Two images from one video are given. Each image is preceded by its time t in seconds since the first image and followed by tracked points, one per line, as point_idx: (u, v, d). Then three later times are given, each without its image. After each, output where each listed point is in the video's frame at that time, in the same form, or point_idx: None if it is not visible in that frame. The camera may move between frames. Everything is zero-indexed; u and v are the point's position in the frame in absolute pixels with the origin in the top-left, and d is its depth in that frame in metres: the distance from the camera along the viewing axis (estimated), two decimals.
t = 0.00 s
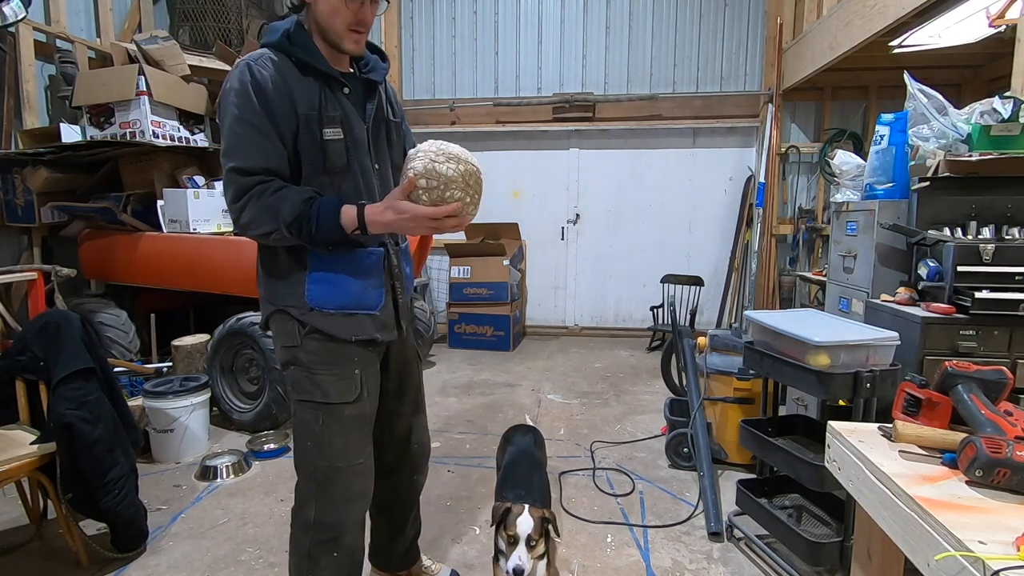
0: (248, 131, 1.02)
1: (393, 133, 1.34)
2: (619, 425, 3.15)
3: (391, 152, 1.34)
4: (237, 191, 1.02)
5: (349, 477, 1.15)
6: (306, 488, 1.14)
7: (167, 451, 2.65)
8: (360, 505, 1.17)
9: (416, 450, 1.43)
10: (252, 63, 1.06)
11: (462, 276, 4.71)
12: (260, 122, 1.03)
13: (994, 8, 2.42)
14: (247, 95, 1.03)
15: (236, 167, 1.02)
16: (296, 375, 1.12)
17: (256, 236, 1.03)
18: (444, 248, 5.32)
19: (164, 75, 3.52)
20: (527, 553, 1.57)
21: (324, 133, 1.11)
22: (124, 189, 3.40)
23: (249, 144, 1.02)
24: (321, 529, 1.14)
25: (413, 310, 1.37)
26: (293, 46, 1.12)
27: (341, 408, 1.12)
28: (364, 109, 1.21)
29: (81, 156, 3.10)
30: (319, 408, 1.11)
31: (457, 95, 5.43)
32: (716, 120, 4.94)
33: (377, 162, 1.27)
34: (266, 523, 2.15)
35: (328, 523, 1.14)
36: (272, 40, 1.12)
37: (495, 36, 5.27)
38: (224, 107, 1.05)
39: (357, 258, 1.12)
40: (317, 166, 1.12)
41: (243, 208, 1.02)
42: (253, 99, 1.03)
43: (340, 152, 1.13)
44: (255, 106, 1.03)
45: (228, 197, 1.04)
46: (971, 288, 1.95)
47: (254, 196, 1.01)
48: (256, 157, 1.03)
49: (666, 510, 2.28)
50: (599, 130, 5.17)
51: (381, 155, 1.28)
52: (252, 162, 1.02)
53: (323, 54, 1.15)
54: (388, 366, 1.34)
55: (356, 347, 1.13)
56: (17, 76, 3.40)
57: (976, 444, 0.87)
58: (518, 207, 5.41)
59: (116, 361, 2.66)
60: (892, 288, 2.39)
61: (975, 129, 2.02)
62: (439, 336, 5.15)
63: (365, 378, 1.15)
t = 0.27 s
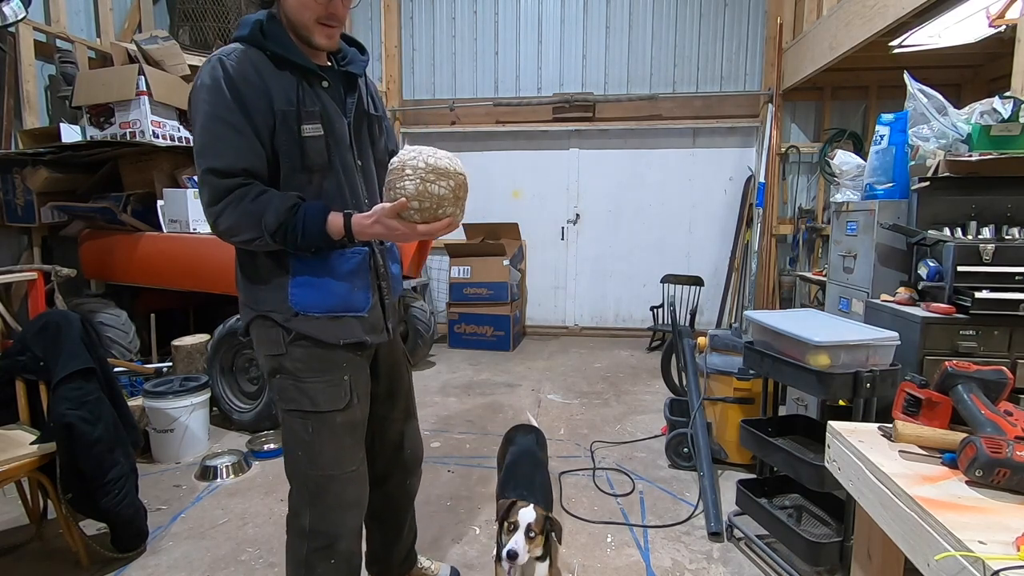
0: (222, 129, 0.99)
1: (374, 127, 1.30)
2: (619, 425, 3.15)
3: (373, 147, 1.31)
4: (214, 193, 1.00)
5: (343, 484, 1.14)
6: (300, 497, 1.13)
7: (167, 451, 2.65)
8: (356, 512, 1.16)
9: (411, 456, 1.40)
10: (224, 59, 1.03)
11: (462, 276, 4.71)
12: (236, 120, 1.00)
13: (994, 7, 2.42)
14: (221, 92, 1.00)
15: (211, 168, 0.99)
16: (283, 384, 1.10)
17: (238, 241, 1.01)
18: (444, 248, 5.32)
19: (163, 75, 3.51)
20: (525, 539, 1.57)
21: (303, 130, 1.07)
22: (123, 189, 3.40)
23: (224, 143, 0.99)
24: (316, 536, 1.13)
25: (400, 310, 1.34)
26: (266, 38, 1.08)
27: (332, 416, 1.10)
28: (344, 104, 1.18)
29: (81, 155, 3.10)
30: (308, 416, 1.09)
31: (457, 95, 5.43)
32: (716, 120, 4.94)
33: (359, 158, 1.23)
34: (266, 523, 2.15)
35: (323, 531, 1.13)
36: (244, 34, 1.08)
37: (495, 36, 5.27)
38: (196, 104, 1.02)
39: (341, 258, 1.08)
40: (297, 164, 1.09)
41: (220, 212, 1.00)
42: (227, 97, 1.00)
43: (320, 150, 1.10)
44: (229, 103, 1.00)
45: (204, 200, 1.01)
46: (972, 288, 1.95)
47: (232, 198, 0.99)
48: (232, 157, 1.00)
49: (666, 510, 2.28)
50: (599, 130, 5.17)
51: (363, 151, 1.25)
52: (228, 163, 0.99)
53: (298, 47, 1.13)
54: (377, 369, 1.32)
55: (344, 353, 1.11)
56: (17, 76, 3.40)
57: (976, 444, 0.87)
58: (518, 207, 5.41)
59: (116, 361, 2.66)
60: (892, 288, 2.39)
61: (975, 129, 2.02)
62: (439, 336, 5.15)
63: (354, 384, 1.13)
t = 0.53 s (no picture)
0: (201, 129, 0.97)
1: (364, 128, 1.28)
2: (619, 425, 3.15)
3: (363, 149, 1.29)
4: (188, 195, 0.98)
5: (342, 489, 1.12)
6: (298, 503, 1.12)
7: (167, 451, 2.65)
8: (356, 517, 1.15)
9: (410, 460, 1.39)
10: (206, 58, 1.02)
11: (462, 276, 4.71)
12: (214, 119, 0.98)
13: (994, 7, 2.42)
14: (200, 91, 0.98)
15: (186, 168, 0.97)
16: (278, 389, 1.09)
17: (212, 244, 0.99)
18: (445, 248, 5.33)
19: (163, 75, 3.51)
20: (524, 514, 1.58)
21: (287, 128, 1.05)
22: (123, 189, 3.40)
23: (201, 142, 0.97)
24: (317, 543, 1.11)
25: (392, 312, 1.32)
26: (249, 38, 1.07)
27: (328, 420, 1.09)
28: (331, 103, 1.16)
29: (81, 156, 3.10)
30: (304, 422, 1.08)
31: (457, 95, 5.43)
32: (716, 120, 4.95)
33: (347, 159, 1.21)
34: (266, 523, 2.15)
35: (323, 537, 1.11)
36: (229, 33, 1.07)
37: (495, 35, 5.27)
38: (177, 104, 1.01)
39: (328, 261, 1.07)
40: (279, 164, 1.07)
41: (194, 214, 0.98)
42: (206, 95, 0.99)
43: (306, 149, 1.08)
44: (208, 102, 0.98)
45: (176, 200, 0.99)
46: (972, 288, 1.95)
47: (206, 199, 0.97)
48: (213, 157, 0.98)
49: (666, 510, 2.28)
50: (599, 130, 5.17)
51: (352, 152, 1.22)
52: (208, 162, 0.98)
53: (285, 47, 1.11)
54: (374, 373, 1.30)
55: (338, 357, 1.09)
56: (17, 76, 3.40)
57: (976, 444, 0.87)
58: (518, 207, 5.41)
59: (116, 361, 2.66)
60: (892, 288, 2.39)
61: (975, 129, 2.02)
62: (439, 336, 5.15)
63: (350, 388, 1.12)
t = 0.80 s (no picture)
0: (185, 128, 0.98)
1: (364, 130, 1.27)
2: (619, 425, 3.15)
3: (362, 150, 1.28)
4: (165, 192, 0.98)
5: (330, 495, 1.12)
6: (289, 507, 1.12)
7: (167, 451, 2.65)
8: (345, 523, 1.15)
9: (409, 465, 1.38)
10: (194, 58, 1.02)
11: (462, 276, 4.70)
12: (195, 117, 0.99)
13: (994, 7, 2.42)
14: (183, 90, 0.99)
15: (165, 166, 0.98)
16: (266, 392, 1.09)
17: (187, 241, 1.00)
18: (445, 248, 5.33)
19: (163, 75, 3.51)
20: (524, 490, 1.52)
21: (272, 130, 1.06)
22: (123, 189, 3.40)
23: (181, 141, 0.98)
24: (307, 548, 1.11)
25: (389, 317, 1.31)
26: (242, 40, 1.07)
27: (313, 425, 1.08)
28: (324, 105, 1.16)
29: (80, 156, 3.10)
30: (290, 426, 1.08)
31: (457, 95, 5.43)
32: (716, 120, 4.95)
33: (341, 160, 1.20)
34: (266, 523, 2.15)
35: (314, 542, 1.11)
36: (222, 34, 1.08)
37: (496, 35, 5.27)
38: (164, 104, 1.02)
39: (314, 263, 1.06)
40: (264, 165, 1.07)
41: (169, 211, 0.98)
42: (190, 94, 0.99)
43: (293, 150, 1.08)
44: (191, 101, 0.99)
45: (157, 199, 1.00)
46: (972, 288, 1.95)
47: (181, 197, 0.97)
48: (195, 157, 0.99)
49: (666, 510, 2.28)
50: (599, 130, 5.17)
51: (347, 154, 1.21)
52: (190, 162, 0.98)
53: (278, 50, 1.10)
54: (369, 377, 1.30)
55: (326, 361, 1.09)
56: (17, 76, 3.40)
57: (976, 444, 0.87)
58: (518, 207, 5.41)
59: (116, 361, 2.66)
60: (892, 288, 2.39)
61: (975, 129, 2.02)
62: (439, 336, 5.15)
63: (338, 393, 1.11)
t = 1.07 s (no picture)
0: (178, 130, 0.98)
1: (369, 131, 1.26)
2: (619, 425, 3.15)
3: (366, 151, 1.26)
4: (161, 195, 0.99)
5: (322, 497, 1.12)
6: (283, 508, 1.12)
7: (167, 451, 2.65)
8: (339, 525, 1.14)
9: (408, 467, 1.37)
10: (192, 60, 1.03)
11: (462, 276, 4.70)
12: (192, 120, 0.99)
13: (994, 7, 2.42)
14: (180, 93, 0.99)
15: (162, 169, 0.99)
16: (260, 392, 1.09)
17: (181, 243, 1.00)
18: (445, 248, 5.33)
19: (163, 75, 3.51)
20: (526, 472, 1.55)
21: (268, 132, 1.05)
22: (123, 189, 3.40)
23: (178, 144, 0.99)
24: (301, 549, 1.11)
25: (388, 320, 1.30)
26: (240, 41, 1.07)
27: (306, 426, 1.08)
28: (323, 106, 1.15)
29: (81, 156, 3.10)
30: (283, 427, 1.08)
31: (457, 95, 5.43)
32: (716, 120, 4.95)
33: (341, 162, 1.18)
34: (266, 523, 2.15)
35: (308, 543, 1.11)
36: (221, 36, 1.08)
37: (496, 35, 5.27)
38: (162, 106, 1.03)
39: (308, 265, 1.07)
40: (259, 167, 1.06)
41: (165, 214, 0.99)
42: (187, 97, 0.99)
43: (289, 153, 1.07)
44: (188, 103, 0.99)
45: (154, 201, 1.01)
46: (972, 288, 1.95)
47: (176, 199, 0.98)
48: (189, 159, 0.99)
49: (666, 510, 2.28)
50: (599, 130, 5.17)
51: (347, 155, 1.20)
52: (183, 164, 0.99)
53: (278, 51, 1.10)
54: (366, 379, 1.30)
55: (318, 362, 1.08)
56: (17, 75, 3.40)
57: (976, 444, 0.87)
58: (518, 207, 5.41)
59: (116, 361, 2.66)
60: (892, 288, 2.39)
61: (975, 129, 2.02)
62: (439, 336, 5.15)
63: (331, 394, 1.11)
